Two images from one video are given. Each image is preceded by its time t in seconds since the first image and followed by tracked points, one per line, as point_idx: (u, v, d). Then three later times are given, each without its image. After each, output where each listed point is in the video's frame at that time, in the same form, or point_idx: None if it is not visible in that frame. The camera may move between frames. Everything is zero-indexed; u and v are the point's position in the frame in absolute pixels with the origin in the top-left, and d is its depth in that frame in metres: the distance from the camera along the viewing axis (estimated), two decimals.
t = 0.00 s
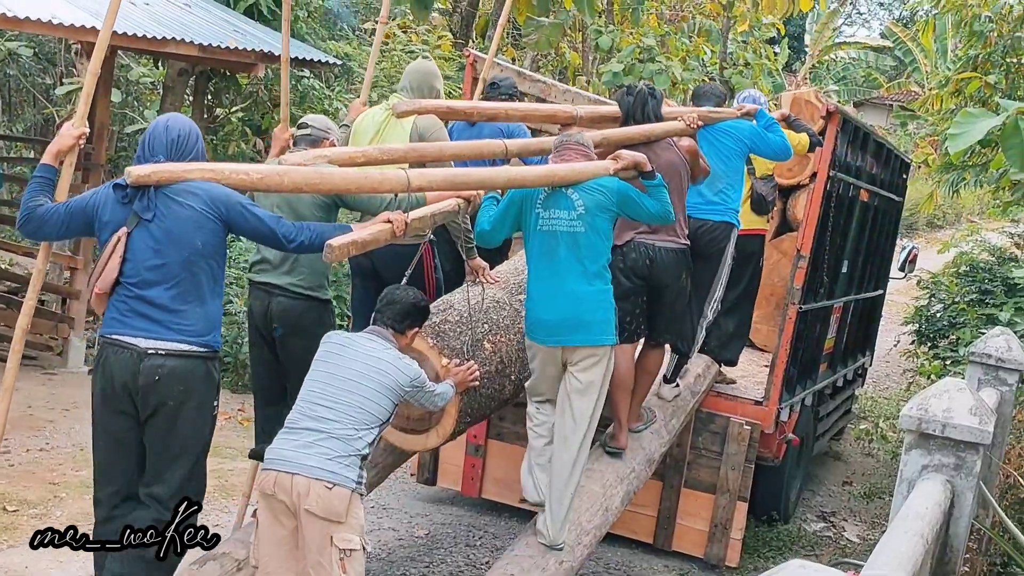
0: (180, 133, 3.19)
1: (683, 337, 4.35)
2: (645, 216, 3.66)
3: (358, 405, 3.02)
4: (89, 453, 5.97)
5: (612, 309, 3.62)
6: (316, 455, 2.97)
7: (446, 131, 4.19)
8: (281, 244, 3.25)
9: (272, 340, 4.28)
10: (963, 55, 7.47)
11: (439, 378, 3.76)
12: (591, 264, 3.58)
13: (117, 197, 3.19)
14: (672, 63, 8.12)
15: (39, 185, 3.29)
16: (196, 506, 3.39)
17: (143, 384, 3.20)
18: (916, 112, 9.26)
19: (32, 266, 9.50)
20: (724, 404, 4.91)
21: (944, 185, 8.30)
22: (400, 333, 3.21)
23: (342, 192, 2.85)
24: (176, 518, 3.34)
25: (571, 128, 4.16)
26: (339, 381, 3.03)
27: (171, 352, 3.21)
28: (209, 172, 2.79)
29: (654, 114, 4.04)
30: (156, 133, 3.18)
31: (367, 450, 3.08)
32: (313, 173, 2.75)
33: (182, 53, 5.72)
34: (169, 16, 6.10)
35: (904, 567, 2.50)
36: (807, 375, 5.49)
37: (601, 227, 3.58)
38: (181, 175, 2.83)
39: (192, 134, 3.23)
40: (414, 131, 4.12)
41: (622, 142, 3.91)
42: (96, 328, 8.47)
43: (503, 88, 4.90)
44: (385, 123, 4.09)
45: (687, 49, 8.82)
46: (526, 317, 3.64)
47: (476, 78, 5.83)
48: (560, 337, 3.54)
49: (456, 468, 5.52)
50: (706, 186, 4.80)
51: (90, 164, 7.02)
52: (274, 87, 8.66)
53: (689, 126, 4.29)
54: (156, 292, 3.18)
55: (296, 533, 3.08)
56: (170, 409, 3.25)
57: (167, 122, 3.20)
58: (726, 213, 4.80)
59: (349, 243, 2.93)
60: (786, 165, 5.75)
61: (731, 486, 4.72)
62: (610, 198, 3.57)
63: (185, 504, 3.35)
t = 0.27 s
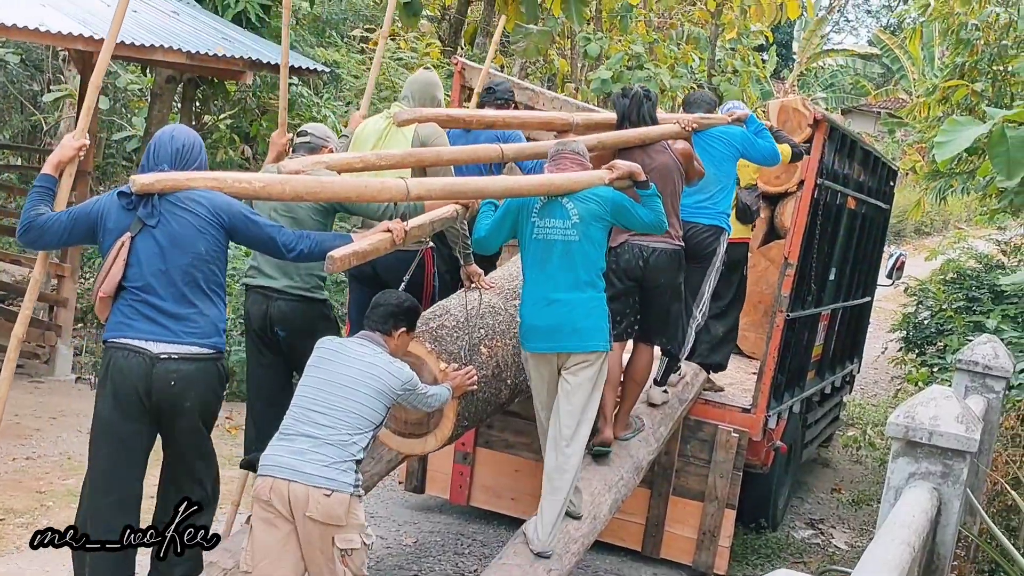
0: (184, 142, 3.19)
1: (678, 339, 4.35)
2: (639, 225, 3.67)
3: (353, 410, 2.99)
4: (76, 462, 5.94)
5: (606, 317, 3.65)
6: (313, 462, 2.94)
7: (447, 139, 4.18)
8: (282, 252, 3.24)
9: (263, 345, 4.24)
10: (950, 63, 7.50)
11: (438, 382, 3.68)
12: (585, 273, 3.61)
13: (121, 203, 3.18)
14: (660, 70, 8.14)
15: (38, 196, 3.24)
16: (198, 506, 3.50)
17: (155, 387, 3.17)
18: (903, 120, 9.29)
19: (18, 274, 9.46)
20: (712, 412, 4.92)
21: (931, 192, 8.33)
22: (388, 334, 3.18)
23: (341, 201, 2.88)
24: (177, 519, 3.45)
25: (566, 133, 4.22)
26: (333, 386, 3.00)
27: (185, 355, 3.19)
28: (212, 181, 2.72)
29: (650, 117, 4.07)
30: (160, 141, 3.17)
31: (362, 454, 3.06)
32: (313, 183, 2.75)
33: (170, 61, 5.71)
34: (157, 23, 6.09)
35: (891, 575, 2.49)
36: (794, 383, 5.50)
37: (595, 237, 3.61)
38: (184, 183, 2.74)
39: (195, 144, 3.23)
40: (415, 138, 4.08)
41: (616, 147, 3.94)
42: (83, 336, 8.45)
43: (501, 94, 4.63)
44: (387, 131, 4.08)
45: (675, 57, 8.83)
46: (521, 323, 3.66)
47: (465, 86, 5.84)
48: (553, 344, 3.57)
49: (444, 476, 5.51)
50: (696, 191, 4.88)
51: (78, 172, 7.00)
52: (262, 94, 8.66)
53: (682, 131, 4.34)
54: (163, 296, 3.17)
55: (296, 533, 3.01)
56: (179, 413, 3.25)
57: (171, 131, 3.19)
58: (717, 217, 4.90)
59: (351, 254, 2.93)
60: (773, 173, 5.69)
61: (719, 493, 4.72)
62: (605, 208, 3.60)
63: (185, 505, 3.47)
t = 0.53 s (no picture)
0: (192, 149, 3.14)
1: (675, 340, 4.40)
2: (636, 220, 3.74)
3: (356, 421, 3.04)
4: (64, 470, 5.93)
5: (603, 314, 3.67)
6: (317, 472, 2.99)
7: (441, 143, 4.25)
8: (289, 257, 3.15)
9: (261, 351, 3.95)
10: (937, 70, 7.53)
11: (441, 383, 3.71)
12: (581, 269, 3.63)
13: (129, 211, 3.14)
14: (648, 78, 8.16)
15: (45, 208, 3.23)
16: (197, 506, 3.39)
17: (168, 394, 3.14)
18: (892, 127, 9.32)
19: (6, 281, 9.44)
20: (701, 418, 4.94)
21: (919, 199, 8.36)
22: (386, 341, 3.22)
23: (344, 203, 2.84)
24: (177, 518, 3.35)
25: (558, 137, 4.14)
26: (335, 396, 3.04)
27: (197, 361, 3.17)
28: (217, 188, 2.66)
29: (646, 123, 4.09)
30: (168, 149, 3.13)
31: (365, 462, 3.11)
32: (316, 186, 2.71)
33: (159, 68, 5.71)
34: (146, 31, 6.09)
35: None
36: (783, 390, 5.51)
37: (593, 233, 3.65)
38: (193, 191, 2.70)
39: (203, 150, 3.18)
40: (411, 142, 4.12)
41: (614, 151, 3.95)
42: (71, 344, 8.44)
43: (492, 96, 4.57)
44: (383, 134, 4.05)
45: (664, 65, 8.85)
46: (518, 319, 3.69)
47: (454, 94, 5.85)
48: (550, 338, 3.58)
49: (434, 484, 5.51)
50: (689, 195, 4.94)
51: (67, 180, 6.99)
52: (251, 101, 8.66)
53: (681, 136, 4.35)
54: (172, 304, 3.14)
55: (299, 541, 3.04)
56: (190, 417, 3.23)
57: (178, 138, 3.15)
58: (710, 219, 4.96)
59: (353, 252, 2.94)
60: (761, 180, 5.81)
61: (708, 500, 4.73)
62: (602, 203, 3.66)
63: (185, 504, 3.36)
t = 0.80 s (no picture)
0: (196, 152, 3.03)
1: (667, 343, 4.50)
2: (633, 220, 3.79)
3: (364, 425, 3.06)
4: (51, 479, 5.91)
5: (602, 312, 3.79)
6: (326, 476, 3.02)
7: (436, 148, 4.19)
8: (291, 261, 3.06)
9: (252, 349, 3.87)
10: (924, 78, 7.56)
11: (441, 382, 3.61)
12: (580, 268, 3.75)
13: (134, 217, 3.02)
14: (637, 86, 8.18)
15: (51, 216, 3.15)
16: (198, 506, 3.23)
17: (174, 401, 3.04)
18: (880, 135, 9.35)
19: None
20: (690, 426, 4.93)
21: (907, 207, 8.39)
22: (397, 346, 3.20)
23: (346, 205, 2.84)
24: (177, 518, 3.18)
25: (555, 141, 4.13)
26: (344, 400, 3.06)
27: (200, 365, 3.07)
28: (223, 192, 2.63)
29: (643, 132, 4.13)
30: (171, 153, 3.01)
31: (373, 465, 3.14)
32: (321, 189, 2.70)
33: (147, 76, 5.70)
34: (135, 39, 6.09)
35: None
36: (771, 397, 5.52)
37: (592, 233, 3.76)
38: (196, 197, 2.62)
39: (206, 152, 3.06)
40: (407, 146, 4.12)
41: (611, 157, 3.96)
42: (60, 352, 8.43)
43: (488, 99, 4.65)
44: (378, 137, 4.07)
45: (652, 73, 8.87)
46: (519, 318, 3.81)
47: (444, 102, 5.87)
48: (549, 335, 3.71)
49: (423, 492, 5.50)
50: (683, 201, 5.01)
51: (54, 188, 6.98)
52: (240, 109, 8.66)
53: (677, 143, 4.36)
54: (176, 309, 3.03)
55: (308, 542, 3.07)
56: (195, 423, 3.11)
57: (181, 141, 3.03)
58: (703, 225, 5.02)
59: (357, 252, 2.92)
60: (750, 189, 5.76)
61: (697, 507, 4.73)
62: (599, 204, 3.75)
63: (186, 504, 3.19)
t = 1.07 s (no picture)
0: (199, 151, 3.05)
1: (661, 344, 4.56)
2: (626, 224, 3.81)
3: (363, 429, 3.09)
4: (40, 487, 5.89)
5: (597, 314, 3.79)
6: (326, 480, 3.05)
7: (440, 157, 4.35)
8: (292, 260, 3.11)
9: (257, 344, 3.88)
10: (912, 86, 7.58)
11: (435, 382, 3.60)
12: (576, 270, 3.74)
13: (137, 214, 3.02)
14: (626, 93, 8.20)
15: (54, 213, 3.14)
16: (197, 506, 3.20)
17: (158, 398, 3.04)
18: (868, 142, 9.37)
19: None
20: (679, 432, 4.95)
21: (896, 214, 8.41)
22: (395, 351, 3.23)
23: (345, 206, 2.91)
24: (176, 518, 3.15)
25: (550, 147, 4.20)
26: (343, 404, 3.09)
27: (187, 363, 3.05)
28: (225, 192, 2.70)
29: (635, 133, 4.18)
30: (174, 151, 3.03)
31: (374, 469, 3.16)
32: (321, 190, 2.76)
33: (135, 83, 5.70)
34: (124, 46, 6.08)
35: None
36: (761, 404, 5.52)
37: (586, 236, 3.75)
38: (200, 194, 2.70)
39: (209, 152, 3.09)
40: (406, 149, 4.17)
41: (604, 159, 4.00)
42: (49, 360, 8.41)
43: (490, 111, 4.81)
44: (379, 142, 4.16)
45: (642, 80, 8.89)
46: (512, 320, 3.76)
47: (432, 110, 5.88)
48: (547, 338, 3.66)
49: (412, 499, 5.49)
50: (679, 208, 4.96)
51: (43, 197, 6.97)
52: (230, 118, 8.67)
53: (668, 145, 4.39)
54: (170, 307, 3.02)
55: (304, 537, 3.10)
56: (184, 423, 3.10)
57: (185, 140, 3.05)
58: (699, 232, 4.96)
59: (357, 254, 2.95)
60: (739, 197, 5.75)
61: (686, 514, 4.73)
62: (594, 208, 3.73)
63: (185, 504, 3.17)
